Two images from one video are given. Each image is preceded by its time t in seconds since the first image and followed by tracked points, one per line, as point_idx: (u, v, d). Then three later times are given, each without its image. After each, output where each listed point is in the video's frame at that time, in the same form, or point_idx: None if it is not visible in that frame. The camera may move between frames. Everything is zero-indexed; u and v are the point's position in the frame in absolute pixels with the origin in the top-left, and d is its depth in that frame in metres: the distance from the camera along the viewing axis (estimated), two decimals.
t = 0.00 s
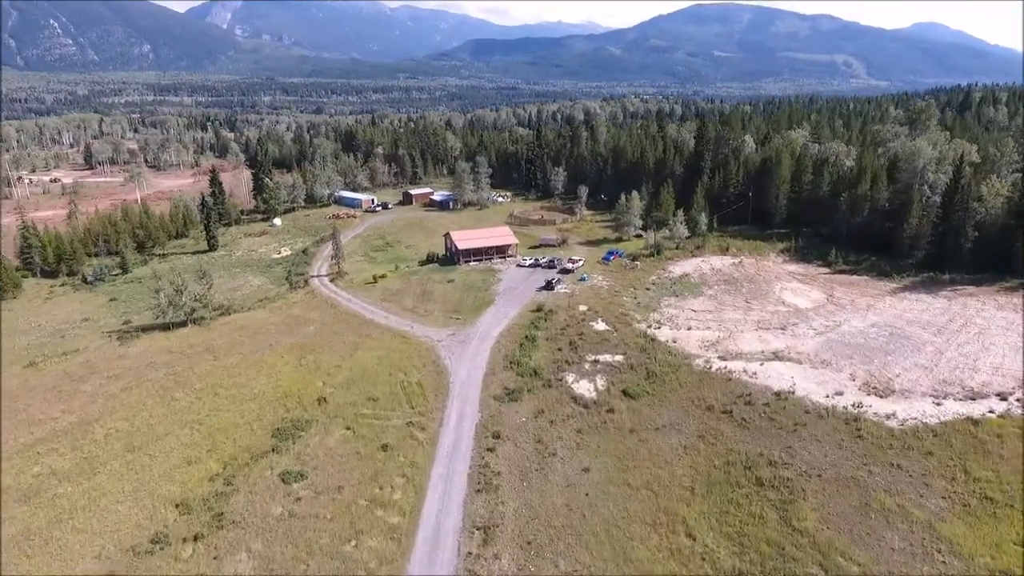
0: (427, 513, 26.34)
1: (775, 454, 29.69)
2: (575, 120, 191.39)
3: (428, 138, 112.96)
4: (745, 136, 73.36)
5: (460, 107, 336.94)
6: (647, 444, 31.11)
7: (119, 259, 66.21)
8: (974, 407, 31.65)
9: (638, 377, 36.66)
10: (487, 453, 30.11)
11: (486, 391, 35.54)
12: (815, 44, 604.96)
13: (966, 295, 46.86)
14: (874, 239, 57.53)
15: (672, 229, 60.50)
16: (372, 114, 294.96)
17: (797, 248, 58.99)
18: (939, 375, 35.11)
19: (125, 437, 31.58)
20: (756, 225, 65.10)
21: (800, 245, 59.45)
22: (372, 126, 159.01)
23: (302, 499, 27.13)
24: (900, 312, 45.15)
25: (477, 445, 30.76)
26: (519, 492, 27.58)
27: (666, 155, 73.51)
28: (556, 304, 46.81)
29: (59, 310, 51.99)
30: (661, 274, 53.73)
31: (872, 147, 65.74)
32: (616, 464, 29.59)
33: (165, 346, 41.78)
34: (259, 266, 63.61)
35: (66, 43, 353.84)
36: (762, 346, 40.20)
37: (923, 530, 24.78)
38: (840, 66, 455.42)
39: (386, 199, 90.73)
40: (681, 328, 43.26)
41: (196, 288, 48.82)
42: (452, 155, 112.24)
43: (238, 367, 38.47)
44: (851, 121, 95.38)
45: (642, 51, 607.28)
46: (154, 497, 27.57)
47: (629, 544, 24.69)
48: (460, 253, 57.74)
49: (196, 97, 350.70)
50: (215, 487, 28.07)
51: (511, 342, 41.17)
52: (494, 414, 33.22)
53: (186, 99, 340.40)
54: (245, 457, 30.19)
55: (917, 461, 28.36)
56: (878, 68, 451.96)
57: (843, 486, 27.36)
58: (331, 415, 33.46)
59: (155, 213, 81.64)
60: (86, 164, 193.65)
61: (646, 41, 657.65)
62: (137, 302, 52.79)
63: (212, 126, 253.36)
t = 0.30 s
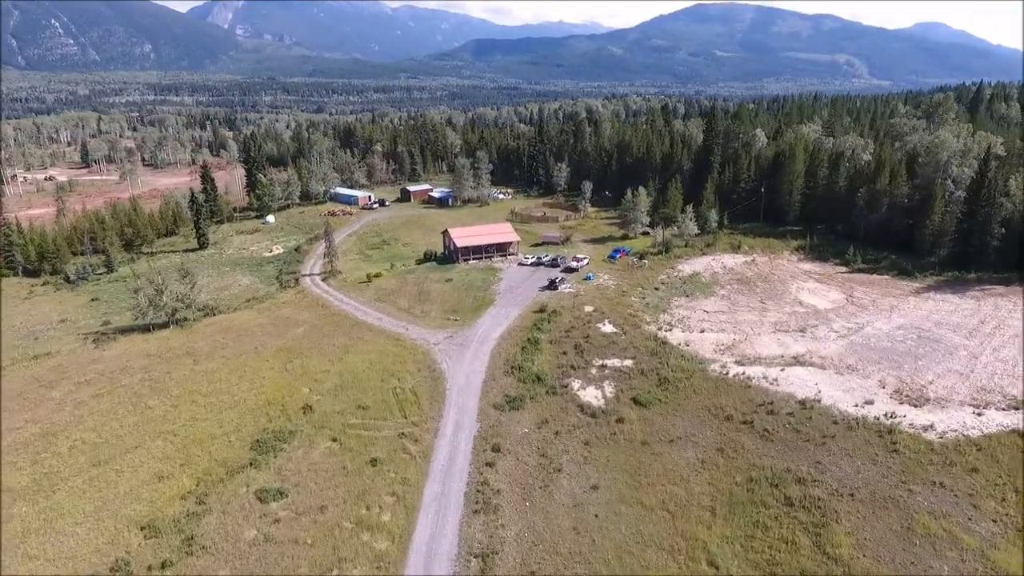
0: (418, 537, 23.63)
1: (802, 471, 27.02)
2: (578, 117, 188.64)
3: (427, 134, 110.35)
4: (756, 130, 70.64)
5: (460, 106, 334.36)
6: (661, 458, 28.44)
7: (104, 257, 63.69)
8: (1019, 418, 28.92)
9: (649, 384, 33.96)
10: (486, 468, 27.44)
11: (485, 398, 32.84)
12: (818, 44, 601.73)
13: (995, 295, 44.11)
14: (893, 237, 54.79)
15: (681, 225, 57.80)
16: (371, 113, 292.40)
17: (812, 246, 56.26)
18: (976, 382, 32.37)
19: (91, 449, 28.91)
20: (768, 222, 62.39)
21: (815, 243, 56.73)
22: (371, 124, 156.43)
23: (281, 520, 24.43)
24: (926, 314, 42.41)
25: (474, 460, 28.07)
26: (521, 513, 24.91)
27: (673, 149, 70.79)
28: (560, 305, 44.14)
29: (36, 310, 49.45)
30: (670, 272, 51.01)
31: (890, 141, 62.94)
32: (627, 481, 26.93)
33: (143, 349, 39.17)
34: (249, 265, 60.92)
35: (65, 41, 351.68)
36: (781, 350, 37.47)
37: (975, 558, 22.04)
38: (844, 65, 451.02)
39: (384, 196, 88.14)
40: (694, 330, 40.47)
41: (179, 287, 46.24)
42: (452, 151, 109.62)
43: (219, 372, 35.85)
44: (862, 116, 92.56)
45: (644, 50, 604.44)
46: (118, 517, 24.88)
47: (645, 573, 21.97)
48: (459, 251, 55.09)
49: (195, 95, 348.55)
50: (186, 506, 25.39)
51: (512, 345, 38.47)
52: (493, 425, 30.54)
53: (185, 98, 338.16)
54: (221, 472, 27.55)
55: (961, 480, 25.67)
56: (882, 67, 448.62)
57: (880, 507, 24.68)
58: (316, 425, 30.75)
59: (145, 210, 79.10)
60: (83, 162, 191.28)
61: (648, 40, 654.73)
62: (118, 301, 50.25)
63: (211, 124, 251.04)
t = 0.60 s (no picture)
0: (412, 567, 20.96)
1: (841, 492, 24.24)
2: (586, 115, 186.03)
3: (432, 130, 107.81)
4: (773, 124, 67.67)
5: (467, 105, 332.25)
6: (682, 476, 25.70)
7: (96, 255, 61.52)
8: None
9: (667, 393, 31.21)
10: (488, 487, 24.77)
11: (489, 407, 30.19)
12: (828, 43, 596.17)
13: None
14: (922, 235, 51.77)
15: (696, 222, 54.95)
16: (377, 112, 290.63)
17: (836, 244, 53.30)
18: None
19: (57, 462, 26.42)
20: (787, 220, 59.44)
21: (839, 241, 53.77)
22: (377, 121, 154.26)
23: (259, 546, 21.82)
24: (964, 317, 39.43)
25: (476, 478, 25.42)
26: (527, 540, 22.22)
27: (687, 144, 67.92)
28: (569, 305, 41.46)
29: (20, 309, 47.23)
30: (686, 272, 48.21)
31: (916, 134, 59.84)
32: (646, 502, 24.20)
33: (124, 351, 36.77)
34: (245, 263, 58.50)
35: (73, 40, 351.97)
36: (809, 355, 34.64)
37: None
38: (855, 64, 445.27)
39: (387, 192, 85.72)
40: (714, 334, 37.69)
41: (167, 286, 43.86)
42: (458, 148, 107.09)
43: (203, 377, 33.36)
44: (882, 110, 89.27)
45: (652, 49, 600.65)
46: (79, 540, 22.33)
47: None
48: (462, 249, 52.51)
49: (202, 94, 347.90)
50: (155, 528, 22.83)
51: (519, 349, 35.81)
52: (497, 438, 27.87)
53: (191, 96, 337.37)
54: (198, 489, 25.03)
55: None
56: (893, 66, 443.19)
57: (934, 536, 21.85)
58: (304, 436, 28.20)
59: (141, 206, 76.96)
60: (87, 160, 190.12)
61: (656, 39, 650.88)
62: (105, 301, 47.96)
63: (216, 123, 249.76)
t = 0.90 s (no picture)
0: None
1: (887, 518, 21.48)
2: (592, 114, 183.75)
3: (434, 126, 105.21)
4: (789, 117, 64.84)
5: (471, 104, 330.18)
6: (706, 497, 22.96)
7: (83, 252, 59.09)
8: None
9: (686, 402, 28.49)
10: (489, 510, 22.02)
11: (490, 418, 27.50)
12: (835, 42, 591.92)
13: None
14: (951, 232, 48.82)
15: (711, 219, 52.17)
16: (381, 111, 288.70)
17: (858, 242, 50.38)
18: None
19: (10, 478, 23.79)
20: (805, 216, 56.52)
21: (862, 238, 50.88)
22: (379, 118, 151.90)
23: None
24: (1004, 320, 36.55)
25: (475, 498, 22.71)
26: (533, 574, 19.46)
27: (699, 137, 65.11)
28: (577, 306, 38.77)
29: None
30: (700, 271, 45.45)
31: (942, 126, 56.84)
32: (667, 528, 21.47)
33: (99, 354, 34.20)
34: (237, 261, 55.95)
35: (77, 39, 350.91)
36: (840, 361, 31.82)
37: None
38: (862, 62, 440.96)
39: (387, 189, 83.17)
40: (734, 337, 34.93)
41: (151, 285, 41.26)
42: (461, 144, 104.50)
43: (181, 383, 30.77)
44: (901, 103, 86.11)
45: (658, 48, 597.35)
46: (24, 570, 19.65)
47: None
48: (464, 247, 49.89)
49: (205, 92, 346.29)
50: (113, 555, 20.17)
51: (523, 353, 33.12)
52: (499, 452, 25.18)
53: (195, 95, 335.71)
54: (165, 510, 22.39)
55: None
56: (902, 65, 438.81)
57: (1000, 571, 19.04)
58: (286, 450, 25.56)
59: (133, 203, 74.52)
60: (88, 158, 188.30)
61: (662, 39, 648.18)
62: (87, 300, 45.42)
63: (219, 121, 247.93)
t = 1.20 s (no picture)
0: None
1: (943, 548, 18.77)
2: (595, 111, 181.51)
3: (434, 121, 102.64)
4: (804, 109, 62.05)
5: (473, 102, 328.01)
6: (733, 521, 20.23)
7: (66, 249, 56.50)
8: None
9: (705, 412, 25.78)
10: (488, 538, 19.32)
11: (489, 429, 24.83)
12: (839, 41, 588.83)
13: None
14: (980, 229, 46.07)
15: (724, 214, 49.47)
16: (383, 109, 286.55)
17: (881, 238, 47.52)
18: None
19: None
20: (822, 212, 53.76)
21: (884, 235, 48.12)
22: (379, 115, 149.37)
23: None
24: None
25: (472, 523, 20.00)
26: None
27: (709, 130, 62.39)
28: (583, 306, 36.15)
29: None
30: (715, 269, 42.74)
31: (968, 118, 54.02)
32: (691, 558, 18.76)
33: (68, 357, 31.57)
34: (225, 258, 53.37)
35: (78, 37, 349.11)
36: (873, 366, 29.10)
37: None
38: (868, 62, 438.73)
39: (386, 185, 80.58)
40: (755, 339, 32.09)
41: (129, 283, 38.64)
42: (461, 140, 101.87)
43: (152, 389, 28.13)
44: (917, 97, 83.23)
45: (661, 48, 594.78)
46: None
47: None
48: (463, 243, 47.24)
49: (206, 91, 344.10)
50: None
51: (526, 357, 30.41)
52: (500, 468, 22.49)
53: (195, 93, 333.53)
54: (120, 536, 19.69)
55: None
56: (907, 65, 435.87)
57: None
58: (262, 464, 22.91)
59: (122, 198, 71.92)
60: (86, 156, 185.96)
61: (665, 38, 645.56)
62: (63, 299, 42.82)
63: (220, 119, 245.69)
